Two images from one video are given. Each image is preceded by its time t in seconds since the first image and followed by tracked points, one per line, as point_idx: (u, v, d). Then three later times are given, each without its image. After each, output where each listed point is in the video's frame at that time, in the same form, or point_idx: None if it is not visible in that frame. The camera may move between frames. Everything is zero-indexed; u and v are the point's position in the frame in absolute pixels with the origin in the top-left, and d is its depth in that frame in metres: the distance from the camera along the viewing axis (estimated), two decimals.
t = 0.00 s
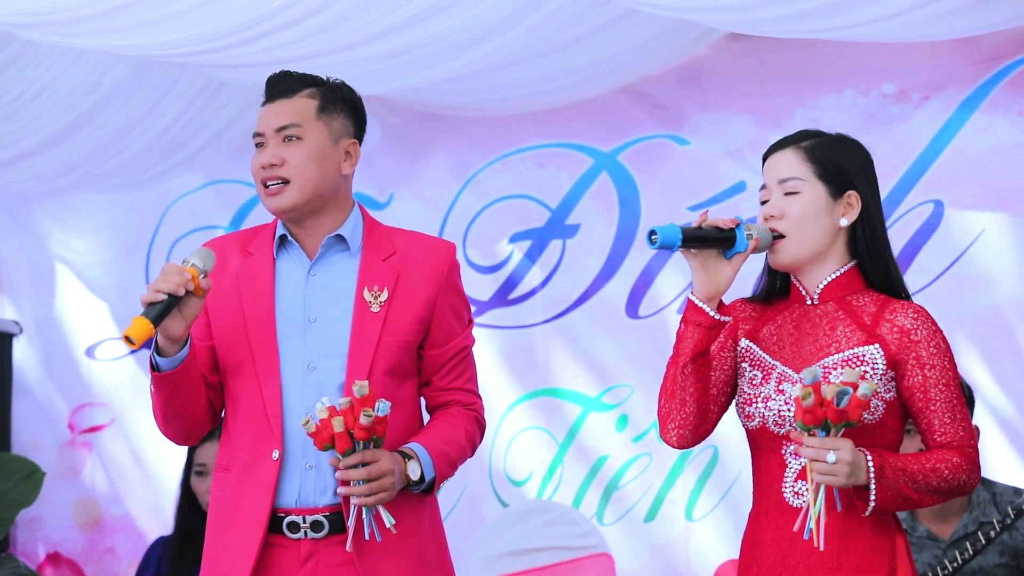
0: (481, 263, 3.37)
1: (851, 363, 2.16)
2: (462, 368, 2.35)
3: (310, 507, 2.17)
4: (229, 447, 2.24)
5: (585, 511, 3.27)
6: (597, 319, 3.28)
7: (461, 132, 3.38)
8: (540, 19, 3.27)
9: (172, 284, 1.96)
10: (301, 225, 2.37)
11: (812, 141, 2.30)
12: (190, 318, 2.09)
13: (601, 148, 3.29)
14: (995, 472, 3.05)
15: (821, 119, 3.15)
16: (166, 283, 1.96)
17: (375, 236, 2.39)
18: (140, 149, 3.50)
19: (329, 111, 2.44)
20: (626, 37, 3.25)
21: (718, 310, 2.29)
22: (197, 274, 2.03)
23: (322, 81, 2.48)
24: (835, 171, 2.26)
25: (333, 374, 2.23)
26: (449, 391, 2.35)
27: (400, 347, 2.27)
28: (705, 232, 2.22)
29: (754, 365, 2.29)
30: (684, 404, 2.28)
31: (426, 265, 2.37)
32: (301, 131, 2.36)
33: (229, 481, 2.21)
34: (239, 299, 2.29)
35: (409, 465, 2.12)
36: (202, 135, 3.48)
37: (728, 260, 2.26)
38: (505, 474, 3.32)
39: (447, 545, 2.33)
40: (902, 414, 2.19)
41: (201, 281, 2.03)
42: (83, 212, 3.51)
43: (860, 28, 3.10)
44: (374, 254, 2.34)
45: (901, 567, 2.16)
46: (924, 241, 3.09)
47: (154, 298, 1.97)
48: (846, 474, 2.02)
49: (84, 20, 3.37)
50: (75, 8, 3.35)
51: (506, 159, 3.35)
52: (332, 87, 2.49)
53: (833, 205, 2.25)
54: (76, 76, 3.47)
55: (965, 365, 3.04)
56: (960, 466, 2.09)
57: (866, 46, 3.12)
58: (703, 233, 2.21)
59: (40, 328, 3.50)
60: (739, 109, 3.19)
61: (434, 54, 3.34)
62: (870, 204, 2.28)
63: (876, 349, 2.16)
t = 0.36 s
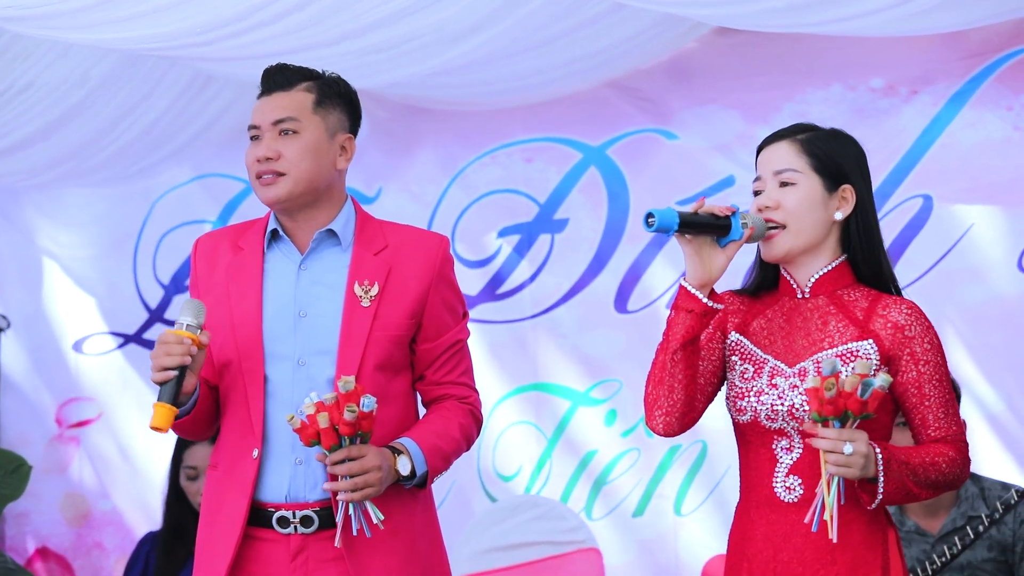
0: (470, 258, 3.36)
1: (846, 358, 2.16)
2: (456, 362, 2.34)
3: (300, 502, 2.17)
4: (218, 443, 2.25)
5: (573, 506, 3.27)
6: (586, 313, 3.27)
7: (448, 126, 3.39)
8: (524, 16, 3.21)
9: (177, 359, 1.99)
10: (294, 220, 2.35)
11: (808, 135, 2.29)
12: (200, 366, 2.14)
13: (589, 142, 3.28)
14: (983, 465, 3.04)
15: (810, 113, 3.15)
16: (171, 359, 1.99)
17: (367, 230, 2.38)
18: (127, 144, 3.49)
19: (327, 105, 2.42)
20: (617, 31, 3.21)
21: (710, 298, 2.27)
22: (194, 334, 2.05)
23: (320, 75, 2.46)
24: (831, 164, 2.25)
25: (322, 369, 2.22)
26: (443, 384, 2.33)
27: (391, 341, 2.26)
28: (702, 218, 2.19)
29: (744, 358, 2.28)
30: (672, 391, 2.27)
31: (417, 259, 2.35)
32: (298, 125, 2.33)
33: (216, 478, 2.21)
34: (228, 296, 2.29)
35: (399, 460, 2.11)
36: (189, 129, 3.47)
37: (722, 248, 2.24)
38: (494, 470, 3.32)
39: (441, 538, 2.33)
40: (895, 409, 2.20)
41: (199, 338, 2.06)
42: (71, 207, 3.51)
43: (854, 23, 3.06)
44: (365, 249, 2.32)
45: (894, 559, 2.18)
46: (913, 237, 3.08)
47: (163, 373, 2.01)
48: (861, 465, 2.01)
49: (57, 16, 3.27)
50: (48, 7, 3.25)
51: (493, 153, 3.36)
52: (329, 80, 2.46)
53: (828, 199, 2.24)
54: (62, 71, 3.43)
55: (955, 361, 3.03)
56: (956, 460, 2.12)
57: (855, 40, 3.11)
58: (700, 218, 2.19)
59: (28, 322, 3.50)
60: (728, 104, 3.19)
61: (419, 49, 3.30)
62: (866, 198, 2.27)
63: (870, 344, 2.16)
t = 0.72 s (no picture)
0: (459, 254, 3.36)
1: (835, 356, 2.14)
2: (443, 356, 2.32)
3: (290, 501, 2.17)
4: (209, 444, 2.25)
5: (562, 503, 3.27)
6: (575, 310, 3.27)
7: (437, 123, 3.37)
8: (510, 14, 3.26)
9: (234, 378, 2.04)
10: (283, 216, 2.35)
11: (800, 131, 2.28)
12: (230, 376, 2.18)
13: (578, 139, 3.28)
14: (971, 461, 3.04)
15: (800, 110, 3.14)
16: (229, 379, 2.03)
17: (353, 225, 2.37)
18: (115, 141, 3.49)
19: (315, 100, 2.40)
20: (604, 28, 3.24)
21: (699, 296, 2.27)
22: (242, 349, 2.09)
23: (307, 70, 2.44)
24: (823, 160, 2.24)
25: (308, 367, 2.22)
26: (430, 378, 2.32)
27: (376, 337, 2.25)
28: (688, 216, 2.20)
29: (735, 355, 2.27)
30: (662, 389, 2.27)
31: (403, 254, 2.34)
32: (286, 121, 2.33)
33: (208, 477, 2.22)
34: (217, 296, 2.28)
35: (374, 454, 2.11)
36: (178, 126, 3.47)
37: (711, 246, 2.24)
38: (483, 466, 3.32)
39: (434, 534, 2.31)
40: (886, 406, 2.18)
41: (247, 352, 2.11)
42: (59, 203, 3.49)
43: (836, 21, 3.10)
44: (350, 244, 2.32)
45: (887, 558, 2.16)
46: (903, 233, 3.08)
47: (219, 391, 2.05)
48: (853, 461, 2.00)
49: (51, 11, 3.36)
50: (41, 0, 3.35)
51: (483, 150, 3.35)
52: (316, 75, 2.45)
53: (820, 195, 2.23)
54: (50, 67, 3.46)
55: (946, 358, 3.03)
56: (947, 457, 2.09)
57: (844, 37, 3.11)
58: (685, 217, 2.19)
59: (17, 319, 3.49)
60: (718, 100, 3.18)
61: (411, 44, 3.34)
62: (858, 195, 2.26)
63: (860, 342, 2.14)
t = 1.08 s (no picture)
0: (449, 254, 3.36)
1: (824, 356, 2.13)
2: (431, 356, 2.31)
3: (280, 501, 2.17)
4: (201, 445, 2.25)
5: (553, 503, 3.27)
6: (565, 309, 3.27)
7: (428, 122, 3.38)
8: (501, 13, 3.27)
9: (233, 381, 2.04)
10: (272, 216, 2.35)
11: (793, 130, 2.25)
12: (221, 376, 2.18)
13: (569, 138, 3.28)
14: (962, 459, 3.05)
15: (790, 110, 3.14)
16: (227, 381, 2.03)
17: (342, 225, 2.37)
18: (105, 141, 3.49)
19: (305, 100, 2.40)
20: (595, 28, 3.24)
21: (688, 300, 2.27)
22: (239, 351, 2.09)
23: (297, 69, 2.44)
24: (815, 160, 2.21)
25: (296, 368, 2.22)
26: (420, 378, 2.32)
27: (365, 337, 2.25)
28: (676, 220, 2.20)
29: (728, 355, 2.27)
30: (654, 393, 2.27)
31: (392, 254, 2.33)
32: (277, 121, 2.32)
33: (198, 478, 2.22)
34: (207, 297, 2.28)
35: (362, 455, 2.12)
36: (170, 125, 3.47)
37: (699, 249, 2.23)
38: (474, 466, 3.32)
39: (425, 532, 2.31)
40: (876, 407, 2.16)
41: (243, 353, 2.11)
42: (50, 203, 3.50)
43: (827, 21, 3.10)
44: (339, 244, 2.31)
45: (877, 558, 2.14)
46: (893, 232, 3.08)
47: (216, 395, 2.05)
48: (833, 460, 1.99)
49: (43, 11, 3.35)
50: None
51: (474, 150, 3.35)
52: (306, 75, 2.44)
53: (811, 196, 2.20)
54: (42, 66, 3.47)
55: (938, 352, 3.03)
56: (937, 458, 2.07)
57: (834, 36, 3.11)
58: (673, 220, 2.19)
59: (9, 319, 3.50)
60: (708, 100, 3.19)
61: (402, 45, 3.34)
62: (851, 193, 2.22)
63: (850, 341, 2.12)
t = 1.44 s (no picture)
0: (439, 254, 3.36)
1: (813, 357, 2.12)
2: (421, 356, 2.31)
3: (270, 501, 2.17)
4: (190, 446, 2.25)
5: (544, 503, 3.27)
6: (557, 310, 3.27)
7: (420, 123, 3.39)
8: (492, 14, 3.24)
9: (223, 381, 2.04)
10: (261, 216, 2.35)
11: (783, 131, 2.24)
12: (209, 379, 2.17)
13: (560, 139, 3.28)
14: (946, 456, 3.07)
15: (781, 111, 3.14)
16: (217, 382, 2.04)
17: (331, 226, 2.37)
18: (98, 141, 3.50)
19: (294, 101, 2.40)
20: (587, 29, 3.23)
21: (680, 303, 2.26)
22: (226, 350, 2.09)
23: (285, 70, 2.43)
24: (806, 161, 2.20)
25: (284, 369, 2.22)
26: (409, 378, 2.32)
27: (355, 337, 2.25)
28: (667, 225, 2.21)
29: (719, 356, 2.26)
30: (645, 395, 2.27)
31: (382, 255, 2.33)
32: (266, 122, 2.33)
33: (187, 479, 2.21)
34: (196, 297, 2.28)
35: (351, 454, 2.12)
36: (161, 125, 3.48)
37: (690, 253, 2.23)
38: (465, 466, 3.32)
39: (414, 533, 2.31)
40: (866, 408, 2.16)
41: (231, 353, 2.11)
42: (40, 203, 3.51)
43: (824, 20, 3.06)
44: (329, 245, 2.32)
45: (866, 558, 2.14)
46: (884, 233, 3.08)
47: (206, 395, 2.05)
48: (818, 461, 1.99)
49: (38, 11, 3.30)
50: (26, 0, 3.28)
51: (466, 150, 3.35)
52: (295, 75, 2.44)
53: (802, 197, 2.20)
54: (34, 66, 3.47)
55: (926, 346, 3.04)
56: (927, 458, 2.05)
57: (825, 37, 3.10)
58: (664, 225, 2.20)
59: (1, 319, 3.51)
60: (699, 101, 3.19)
61: (399, 43, 3.31)
62: (840, 195, 2.22)
63: (838, 342, 2.11)
